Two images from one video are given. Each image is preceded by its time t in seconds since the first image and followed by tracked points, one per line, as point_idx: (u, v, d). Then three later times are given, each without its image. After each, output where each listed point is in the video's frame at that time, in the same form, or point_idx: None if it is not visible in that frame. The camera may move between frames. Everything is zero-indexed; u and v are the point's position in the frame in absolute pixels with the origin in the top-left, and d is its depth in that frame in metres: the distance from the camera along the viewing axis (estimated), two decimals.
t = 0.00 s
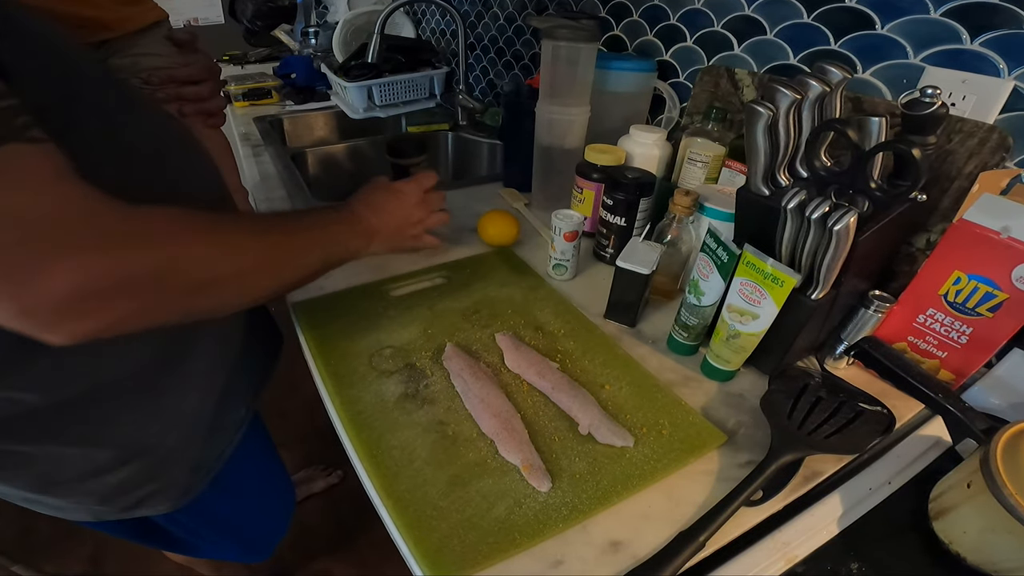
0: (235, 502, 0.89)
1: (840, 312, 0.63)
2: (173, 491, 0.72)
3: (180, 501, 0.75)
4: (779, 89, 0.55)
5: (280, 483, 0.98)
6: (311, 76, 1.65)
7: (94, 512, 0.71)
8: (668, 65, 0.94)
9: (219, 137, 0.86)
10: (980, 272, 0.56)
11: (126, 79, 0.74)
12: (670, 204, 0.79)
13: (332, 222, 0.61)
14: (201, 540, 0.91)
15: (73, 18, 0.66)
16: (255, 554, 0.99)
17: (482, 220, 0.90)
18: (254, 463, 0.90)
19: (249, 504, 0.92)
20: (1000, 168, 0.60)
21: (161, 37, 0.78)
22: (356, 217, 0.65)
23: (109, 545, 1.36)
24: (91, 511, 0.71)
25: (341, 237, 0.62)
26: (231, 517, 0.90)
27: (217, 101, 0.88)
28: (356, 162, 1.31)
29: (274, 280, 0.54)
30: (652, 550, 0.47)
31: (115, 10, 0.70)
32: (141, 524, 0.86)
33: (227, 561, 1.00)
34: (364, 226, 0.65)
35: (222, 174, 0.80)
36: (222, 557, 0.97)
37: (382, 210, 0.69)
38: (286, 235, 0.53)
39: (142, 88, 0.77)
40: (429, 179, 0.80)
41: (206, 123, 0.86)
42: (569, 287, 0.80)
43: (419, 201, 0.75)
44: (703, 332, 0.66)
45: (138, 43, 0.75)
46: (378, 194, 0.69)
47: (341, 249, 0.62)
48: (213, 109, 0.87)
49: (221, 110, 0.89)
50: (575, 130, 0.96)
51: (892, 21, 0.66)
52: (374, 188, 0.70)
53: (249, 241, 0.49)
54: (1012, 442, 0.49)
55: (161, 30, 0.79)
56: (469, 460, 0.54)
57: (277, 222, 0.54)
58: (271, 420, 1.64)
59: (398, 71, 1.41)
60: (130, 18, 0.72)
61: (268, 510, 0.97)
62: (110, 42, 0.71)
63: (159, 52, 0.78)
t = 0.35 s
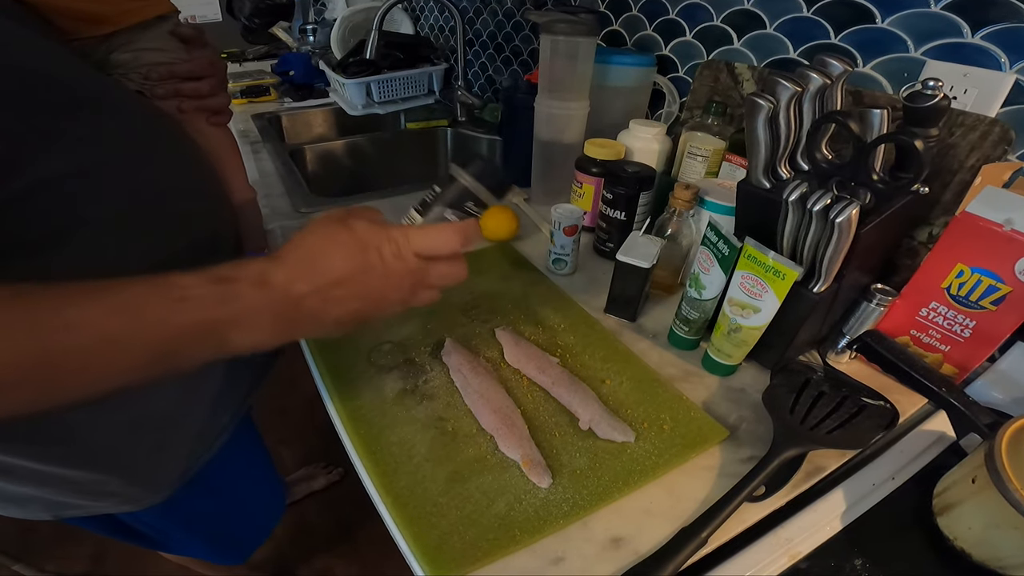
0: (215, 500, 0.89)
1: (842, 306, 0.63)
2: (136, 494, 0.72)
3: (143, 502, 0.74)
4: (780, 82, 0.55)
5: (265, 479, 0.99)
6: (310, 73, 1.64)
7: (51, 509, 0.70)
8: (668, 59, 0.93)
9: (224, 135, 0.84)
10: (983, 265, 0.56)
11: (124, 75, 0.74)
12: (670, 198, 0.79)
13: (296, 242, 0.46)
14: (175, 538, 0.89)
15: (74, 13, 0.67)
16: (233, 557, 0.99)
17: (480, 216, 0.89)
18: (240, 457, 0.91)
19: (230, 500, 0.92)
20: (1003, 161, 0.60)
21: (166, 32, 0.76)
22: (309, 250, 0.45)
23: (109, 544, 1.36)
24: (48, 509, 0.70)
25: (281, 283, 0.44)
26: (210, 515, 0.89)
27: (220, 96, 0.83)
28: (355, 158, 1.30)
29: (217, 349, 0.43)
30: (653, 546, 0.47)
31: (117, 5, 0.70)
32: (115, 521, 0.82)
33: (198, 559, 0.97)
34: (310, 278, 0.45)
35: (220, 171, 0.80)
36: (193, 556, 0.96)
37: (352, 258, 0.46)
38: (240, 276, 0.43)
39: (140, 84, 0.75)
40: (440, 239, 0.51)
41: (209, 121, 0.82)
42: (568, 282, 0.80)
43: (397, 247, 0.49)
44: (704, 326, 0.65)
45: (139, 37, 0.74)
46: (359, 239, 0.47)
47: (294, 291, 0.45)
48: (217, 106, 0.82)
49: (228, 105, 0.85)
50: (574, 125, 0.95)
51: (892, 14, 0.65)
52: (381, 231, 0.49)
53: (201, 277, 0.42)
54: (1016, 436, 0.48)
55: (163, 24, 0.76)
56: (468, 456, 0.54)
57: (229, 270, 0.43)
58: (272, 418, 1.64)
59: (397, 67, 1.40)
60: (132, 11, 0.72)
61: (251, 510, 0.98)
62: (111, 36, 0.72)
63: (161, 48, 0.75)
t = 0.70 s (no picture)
0: (205, 503, 0.88)
1: (845, 308, 0.63)
2: (118, 494, 0.73)
3: (123, 504, 0.75)
4: (783, 84, 0.55)
5: (260, 485, 1.00)
6: (312, 74, 1.65)
7: (37, 501, 0.71)
8: (671, 61, 0.93)
9: (232, 135, 0.84)
10: (986, 267, 0.56)
11: (128, 74, 0.75)
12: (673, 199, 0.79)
13: (321, 367, 0.33)
14: (161, 538, 0.88)
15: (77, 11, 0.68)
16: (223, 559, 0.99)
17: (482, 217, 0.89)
18: (232, 463, 0.91)
19: (224, 503, 0.92)
20: (1005, 164, 0.60)
21: (171, 30, 0.74)
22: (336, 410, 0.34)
23: (110, 544, 1.36)
24: (35, 500, 0.71)
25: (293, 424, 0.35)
26: (197, 519, 0.89)
27: (226, 96, 0.82)
28: (357, 159, 1.30)
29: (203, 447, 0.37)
30: (655, 546, 0.47)
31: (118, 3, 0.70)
32: (102, 519, 0.82)
33: (187, 558, 0.97)
34: (332, 430, 0.36)
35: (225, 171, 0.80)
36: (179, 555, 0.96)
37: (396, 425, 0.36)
38: (231, 408, 0.34)
39: (143, 83, 0.75)
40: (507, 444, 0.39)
41: (213, 121, 0.81)
42: (571, 283, 0.80)
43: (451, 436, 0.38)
44: (706, 327, 0.65)
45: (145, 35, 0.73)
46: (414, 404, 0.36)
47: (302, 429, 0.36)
48: (222, 106, 0.81)
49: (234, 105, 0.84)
50: (577, 126, 0.95)
51: (896, 16, 0.65)
52: (441, 417, 0.37)
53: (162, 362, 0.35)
54: (1018, 439, 0.48)
55: (171, 22, 0.74)
56: (471, 457, 0.54)
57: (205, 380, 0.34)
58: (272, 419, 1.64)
59: (400, 68, 1.40)
60: (138, 8, 0.71)
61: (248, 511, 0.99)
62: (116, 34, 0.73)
63: (167, 46, 0.74)
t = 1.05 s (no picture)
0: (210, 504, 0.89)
1: (846, 311, 0.63)
2: (134, 492, 0.73)
3: (145, 500, 0.75)
4: (785, 87, 0.55)
5: (267, 486, 1.00)
6: (314, 76, 1.65)
7: (54, 500, 0.72)
8: (672, 63, 0.94)
9: (236, 136, 0.84)
10: (986, 270, 0.56)
11: (134, 75, 0.75)
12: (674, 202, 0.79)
13: (375, 318, 0.36)
14: (171, 536, 0.89)
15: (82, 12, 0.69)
16: (236, 556, 1.01)
17: (484, 219, 0.90)
18: (242, 463, 0.91)
19: (231, 503, 0.92)
20: (1006, 166, 0.60)
21: (176, 32, 0.74)
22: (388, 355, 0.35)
23: (112, 544, 1.36)
24: (52, 499, 0.72)
25: (345, 375, 0.35)
26: (209, 518, 0.90)
27: (231, 96, 0.82)
28: (359, 161, 1.31)
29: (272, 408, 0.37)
30: (658, 547, 0.47)
31: (123, 4, 0.70)
32: (115, 517, 0.83)
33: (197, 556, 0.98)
34: (379, 382, 0.35)
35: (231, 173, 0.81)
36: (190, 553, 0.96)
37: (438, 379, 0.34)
38: (310, 345, 0.35)
39: (149, 85, 0.75)
40: (535, 404, 0.35)
41: (219, 121, 0.81)
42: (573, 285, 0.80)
43: (490, 403, 0.35)
44: (707, 330, 0.65)
45: (150, 38, 0.73)
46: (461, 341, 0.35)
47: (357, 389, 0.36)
48: (227, 106, 0.81)
49: (239, 105, 0.84)
50: (579, 129, 0.95)
51: (897, 19, 0.65)
52: (484, 373, 0.34)
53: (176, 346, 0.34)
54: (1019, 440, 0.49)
55: (176, 24, 0.74)
56: (475, 459, 0.54)
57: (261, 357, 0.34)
58: (274, 419, 1.64)
59: (401, 70, 1.41)
60: (143, 10, 0.71)
61: (255, 511, 0.99)
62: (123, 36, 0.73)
63: (171, 48, 0.74)
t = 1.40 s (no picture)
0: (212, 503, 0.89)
1: (844, 307, 0.63)
2: (144, 488, 0.74)
3: (150, 498, 0.75)
4: (782, 85, 0.55)
5: (271, 485, 1.00)
6: (313, 75, 1.65)
7: (63, 502, 0.72)
8: (670, 62, 0.94)
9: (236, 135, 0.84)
10: (984, 266, 0.57)
11: (135, 75, 0.74)
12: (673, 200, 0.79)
13: (411, 253, 0.42)
14: (183, 534, 0.89)
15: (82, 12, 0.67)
16: (241, 553, 1.01)
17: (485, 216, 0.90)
18: (246, 462, 0.91)
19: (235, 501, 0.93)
20: (1003, 164, 0.60)
21: (176, 31, 0.75)
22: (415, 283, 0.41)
23: (113, 544, 1.36)
24: (60, 501, 0.72)
25: (365, 317, 0.42)
26: (215, 515, 0.90)
27: (231, 95, 0.84)
28: (358, 161, 1.31)
29: (295, 373, 0.41)
30: (658, 543, 0.47)
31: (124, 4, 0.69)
32: (124, 515, 0.84)
33: (203, 553, 0.98)
34: (402, 320, 0.42)
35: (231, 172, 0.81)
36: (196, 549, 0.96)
37: (463, 294, 0.41)
38: (336, 292, 0.42)
39: (151, 84, 0.74)
40: (529, 244, 0.41)
41: (219, 119, 0.83)
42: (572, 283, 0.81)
43: (505, 310, 0.43)
44: (706, 327, 0.66)
45: (150, 37, 0.73)
46: (487, 254, 0.41)
47: (377, 336, 0.42)
48: (228, 105, 0.83)
49: (238, 104, 0.85)
50: (578, 128, 0.96)
51: (893, 18, 0.66)
52: (484, 246, 0.41)
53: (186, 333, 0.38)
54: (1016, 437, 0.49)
55: (175, 23, 0.75)
56: (474, 455, 0.55)
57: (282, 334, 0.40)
58: (275, 419, 1.65)
59: (400, 70, 1.41)
60: (144, 9, 0.71)
61: (257, 510, 0.99)
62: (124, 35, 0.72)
63: (171, 46, 0.74)
